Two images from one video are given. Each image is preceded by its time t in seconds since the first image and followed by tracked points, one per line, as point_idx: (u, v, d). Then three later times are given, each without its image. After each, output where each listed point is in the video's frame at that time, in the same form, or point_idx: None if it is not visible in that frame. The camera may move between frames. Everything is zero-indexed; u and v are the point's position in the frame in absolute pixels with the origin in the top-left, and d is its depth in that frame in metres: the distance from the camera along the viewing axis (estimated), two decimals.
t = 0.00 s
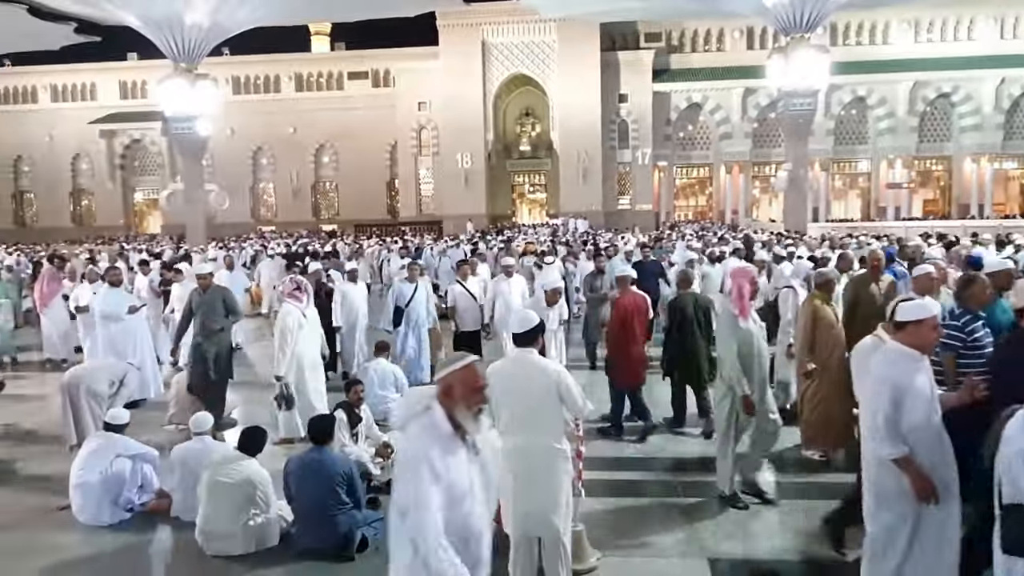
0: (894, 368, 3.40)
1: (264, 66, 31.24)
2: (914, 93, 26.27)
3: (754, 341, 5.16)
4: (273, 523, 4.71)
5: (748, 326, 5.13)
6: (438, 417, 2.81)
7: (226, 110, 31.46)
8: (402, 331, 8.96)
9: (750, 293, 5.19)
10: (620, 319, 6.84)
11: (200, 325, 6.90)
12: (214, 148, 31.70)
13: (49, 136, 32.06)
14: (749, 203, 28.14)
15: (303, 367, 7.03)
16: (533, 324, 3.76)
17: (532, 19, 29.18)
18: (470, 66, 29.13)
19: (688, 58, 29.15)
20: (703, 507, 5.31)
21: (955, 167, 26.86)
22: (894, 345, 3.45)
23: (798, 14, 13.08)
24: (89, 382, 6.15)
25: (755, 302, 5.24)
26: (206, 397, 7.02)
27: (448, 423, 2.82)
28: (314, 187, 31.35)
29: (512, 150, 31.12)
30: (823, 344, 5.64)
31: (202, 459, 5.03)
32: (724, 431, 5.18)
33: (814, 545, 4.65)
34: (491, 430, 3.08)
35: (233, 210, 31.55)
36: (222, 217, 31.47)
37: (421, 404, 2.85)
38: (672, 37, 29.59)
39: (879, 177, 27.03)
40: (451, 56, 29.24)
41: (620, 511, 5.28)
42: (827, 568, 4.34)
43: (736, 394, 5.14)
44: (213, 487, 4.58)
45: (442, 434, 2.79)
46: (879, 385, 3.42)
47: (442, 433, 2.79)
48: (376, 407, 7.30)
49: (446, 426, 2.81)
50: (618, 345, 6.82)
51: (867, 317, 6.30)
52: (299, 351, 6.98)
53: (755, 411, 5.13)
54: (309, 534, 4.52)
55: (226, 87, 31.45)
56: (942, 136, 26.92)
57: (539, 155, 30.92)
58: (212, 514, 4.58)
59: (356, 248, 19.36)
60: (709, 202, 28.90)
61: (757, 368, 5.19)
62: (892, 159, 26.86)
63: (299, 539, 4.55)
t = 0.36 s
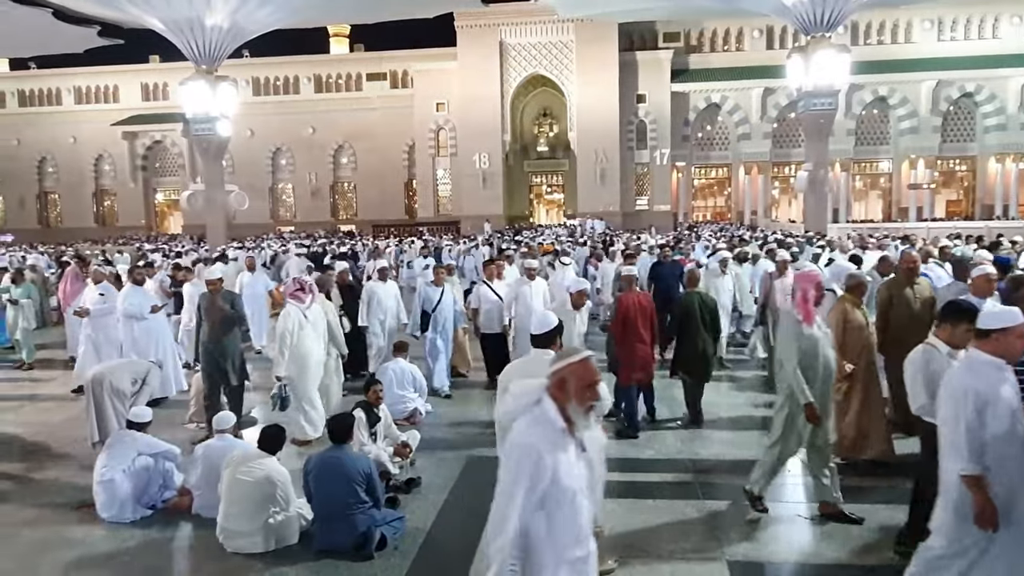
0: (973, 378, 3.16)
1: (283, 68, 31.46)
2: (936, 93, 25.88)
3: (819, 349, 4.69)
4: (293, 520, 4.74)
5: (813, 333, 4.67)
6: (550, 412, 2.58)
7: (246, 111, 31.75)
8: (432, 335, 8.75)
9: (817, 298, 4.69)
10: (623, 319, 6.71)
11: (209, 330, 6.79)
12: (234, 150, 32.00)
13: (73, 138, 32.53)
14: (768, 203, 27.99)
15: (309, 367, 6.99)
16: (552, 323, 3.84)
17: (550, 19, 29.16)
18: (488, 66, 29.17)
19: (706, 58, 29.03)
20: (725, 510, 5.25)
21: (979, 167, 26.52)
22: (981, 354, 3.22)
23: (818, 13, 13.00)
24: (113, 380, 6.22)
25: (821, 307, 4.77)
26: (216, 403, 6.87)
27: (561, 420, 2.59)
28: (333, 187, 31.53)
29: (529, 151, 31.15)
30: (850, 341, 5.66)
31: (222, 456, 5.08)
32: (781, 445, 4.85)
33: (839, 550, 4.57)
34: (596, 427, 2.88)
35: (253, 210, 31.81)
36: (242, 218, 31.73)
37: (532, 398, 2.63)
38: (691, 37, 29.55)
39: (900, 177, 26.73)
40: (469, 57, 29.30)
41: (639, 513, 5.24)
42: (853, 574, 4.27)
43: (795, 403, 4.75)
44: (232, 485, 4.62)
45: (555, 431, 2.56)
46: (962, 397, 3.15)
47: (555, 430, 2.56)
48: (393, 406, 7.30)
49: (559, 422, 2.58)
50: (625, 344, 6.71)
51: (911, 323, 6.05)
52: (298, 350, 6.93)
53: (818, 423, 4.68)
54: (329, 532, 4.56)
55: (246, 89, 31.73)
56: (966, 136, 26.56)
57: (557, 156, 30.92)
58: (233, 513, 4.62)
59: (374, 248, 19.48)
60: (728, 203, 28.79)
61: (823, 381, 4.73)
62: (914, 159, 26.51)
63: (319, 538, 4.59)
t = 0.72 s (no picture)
0: None
1: (305, 69, 31.71)
2: (964, 89, 25.29)
3: (894, 353, 4.55)
4: (318, 517, 4.79)
5: (886, 339, 4.57)
6: (671, 422, 2.48)
7: (270, 112, 32.07)
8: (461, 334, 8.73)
9: (887, 300, 4.61)
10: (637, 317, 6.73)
11: (218, 334, 6.74)
12: (257, 151, 32.33)
13: (101, 140, 33.06)
14: (792, 202, 27.71)
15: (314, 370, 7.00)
16: (576, 325, 3.74)
17: (571, 18, 29.09)
18: (509, 66, 29.19)
19: (729, 56, 28.85)
20: (749, 511, 5.20)
21: (1009, 164, 26.03)
22: None
23: (844, 10, 12.87)
24: (141, 377, 6.31)
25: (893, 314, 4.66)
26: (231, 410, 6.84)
27: (682, 427, 2.48)
28: (354, 187, 31.73)
29: (550, 150, 31.13)
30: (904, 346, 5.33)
31: (248, 453, 5.14)
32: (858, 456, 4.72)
33: (868, 552, 4.51)
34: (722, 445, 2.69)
35: (275, 211, 32.11)
36: (265, 218, 32.05)
37: (648, 407, 2.54)
38: (712, 35, 29.51)
39: (927, 175, 26.19)
40: (490, 56, 29.34)
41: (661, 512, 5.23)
42: None
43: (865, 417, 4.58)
44: (257, 482, 4.67)
45: (681, 440, 2.45)
46: None
47: (679, 439, 2.45)
48: (416, 405, 7.34)
49: (683, 431, 2.47)
50: (639, 342, 6.74)
51: (948, 332, 6.13)
52: (304, 355, 6.96)
53: (868, 431, 4.62)
54: (352, 530, 4.60)
55: (269, 90, 32.03)
56: (995, 134, 26.06)
57: (578, 156, 30.86)
58: (259, 509, 4.68)
59: (396, 248, 19.60)
60: (750, 202, 28.57)
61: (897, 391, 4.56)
62: (942, 156, 25.90)
63: (342, 536, 4.63)
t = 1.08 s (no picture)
0: None
1: (328, 71, 31.96)
2: (993, 86, 25.00)
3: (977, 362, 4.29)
4: (341, 515, 4.83)
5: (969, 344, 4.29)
6: (805, 424, 2.31)
7: (292, 113, 32.35)
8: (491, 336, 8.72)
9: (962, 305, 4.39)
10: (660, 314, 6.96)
11: (227, 343, 6.43)
12: (280, 152, 32.64)
13: (127, 142, 33.58)
14: (816, 202, 27.45)
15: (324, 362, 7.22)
16: (595, 326, 3.81)
17: (593, 18, 29.04)
18: (530, 66, 29.19)
19: (752, 54, 28.61)
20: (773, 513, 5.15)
21: None
22: None
23: (869, 7, 12.69)
24: (167, 377, 6.38)
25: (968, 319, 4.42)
26: (241, 421, 6.58)
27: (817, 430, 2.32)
28: (376, 188, 31.89)
29: (571, 150, 31.07)
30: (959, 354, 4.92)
31: (272, 452, 5.20)
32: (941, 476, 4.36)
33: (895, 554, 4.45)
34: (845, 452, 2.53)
35: (298, 211, 32.38)
36: (287, 218, 32.33)
37: (777, 409, 2.37)
38: (735, 33, 29.18)
39: (955, 174, 25.94)
40: (511, 57, 29.37)
41: (685, 514, 5.19)
42: None
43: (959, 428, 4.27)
44: (281, 481, 4.72)
45: (815, 444, 2.27)
46: None
47: (815, 441, 2.28)
48: (438, 405, 7.35)
49: (818, 433, 2.30)
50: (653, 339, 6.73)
51: (997, 333, 5.63)
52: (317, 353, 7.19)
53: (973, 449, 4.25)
54: (375, 528, 4.62)
55: (292, 92, 32.33)
56: None
57: (599, 156, 30.75)
58: (284, 508, 4.72)
59: (416, 249, 19.70)
60: (773, 201, 28.31)
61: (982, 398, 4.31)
62: (970, 155, 25.66)
63: (365, 534, 4.65)
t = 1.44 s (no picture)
0: None
1: (354, 73, 32.24)
2: None
3: None
4: (370, 513, 4.87)
5: None
6: (949, 416, 2.31)
7: (319, 115, 32.68)
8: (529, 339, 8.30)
9: None
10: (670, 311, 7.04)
11: (239, 347, 6.21)
12: (307, 154, 32.98)
13: (158, 145, 34.16)
14: (845, 200, 27.11)
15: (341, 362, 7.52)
16: (618, 325, 3.76)
17: (618, 17, 28.93)
18: (555, 66, 29.18)
19: (779, 51, 28.29)
20: (803, 516, 5.09)
21: None
22: None
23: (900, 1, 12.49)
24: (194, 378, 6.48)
25: None
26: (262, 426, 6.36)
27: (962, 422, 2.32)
28: (401, 189, 32.08)
29: (596, 150, 30.97)
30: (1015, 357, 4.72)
31: (302, 450, 5.26)
32: None
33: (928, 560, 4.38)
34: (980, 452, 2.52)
35: (324, 213, 32.70)
36: (314, 220, 32.67)
37: (919, 401, 2.37)
38: (763, 30, 28.89)
39: (989, 172, 25.47)
40: (536, 57, 29.38)
41: (713, 515, 5.16)
42: None
43: None
44: (310, 477, 4.78)
45: (960, 435, 2.27)
46: None
47: (964, 434, 2.27)
48: (464, 405, 7.38)
49: (962, 426, 2.30)
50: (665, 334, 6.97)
51: None
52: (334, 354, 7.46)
53: None
54: (403, 526, 4.65)
55: (319, 94, 32.66)
56: None
57: (624, 155, 30.57)
58: (313, 504, 4.77)
59: (442, 250, 19.79)
60: (802, 200, 27.95)
61: None
62: (1005, 152, 25.17)
63: (394, 532, 4.68)
